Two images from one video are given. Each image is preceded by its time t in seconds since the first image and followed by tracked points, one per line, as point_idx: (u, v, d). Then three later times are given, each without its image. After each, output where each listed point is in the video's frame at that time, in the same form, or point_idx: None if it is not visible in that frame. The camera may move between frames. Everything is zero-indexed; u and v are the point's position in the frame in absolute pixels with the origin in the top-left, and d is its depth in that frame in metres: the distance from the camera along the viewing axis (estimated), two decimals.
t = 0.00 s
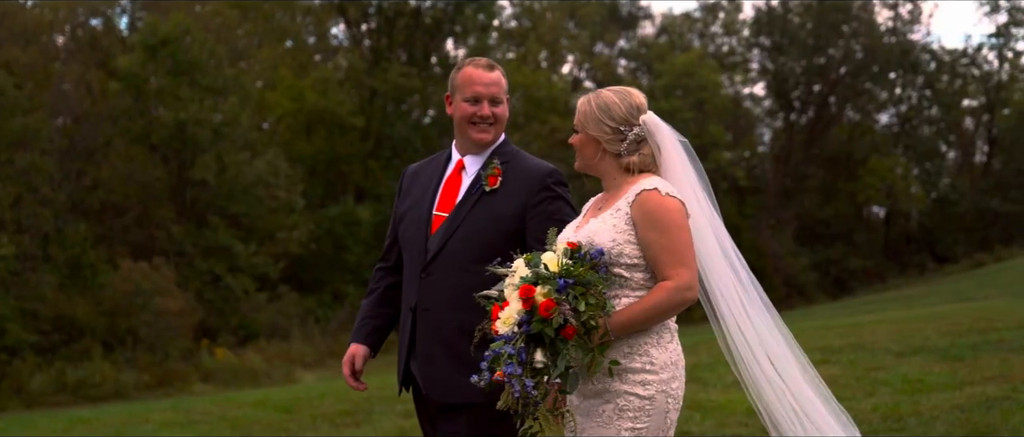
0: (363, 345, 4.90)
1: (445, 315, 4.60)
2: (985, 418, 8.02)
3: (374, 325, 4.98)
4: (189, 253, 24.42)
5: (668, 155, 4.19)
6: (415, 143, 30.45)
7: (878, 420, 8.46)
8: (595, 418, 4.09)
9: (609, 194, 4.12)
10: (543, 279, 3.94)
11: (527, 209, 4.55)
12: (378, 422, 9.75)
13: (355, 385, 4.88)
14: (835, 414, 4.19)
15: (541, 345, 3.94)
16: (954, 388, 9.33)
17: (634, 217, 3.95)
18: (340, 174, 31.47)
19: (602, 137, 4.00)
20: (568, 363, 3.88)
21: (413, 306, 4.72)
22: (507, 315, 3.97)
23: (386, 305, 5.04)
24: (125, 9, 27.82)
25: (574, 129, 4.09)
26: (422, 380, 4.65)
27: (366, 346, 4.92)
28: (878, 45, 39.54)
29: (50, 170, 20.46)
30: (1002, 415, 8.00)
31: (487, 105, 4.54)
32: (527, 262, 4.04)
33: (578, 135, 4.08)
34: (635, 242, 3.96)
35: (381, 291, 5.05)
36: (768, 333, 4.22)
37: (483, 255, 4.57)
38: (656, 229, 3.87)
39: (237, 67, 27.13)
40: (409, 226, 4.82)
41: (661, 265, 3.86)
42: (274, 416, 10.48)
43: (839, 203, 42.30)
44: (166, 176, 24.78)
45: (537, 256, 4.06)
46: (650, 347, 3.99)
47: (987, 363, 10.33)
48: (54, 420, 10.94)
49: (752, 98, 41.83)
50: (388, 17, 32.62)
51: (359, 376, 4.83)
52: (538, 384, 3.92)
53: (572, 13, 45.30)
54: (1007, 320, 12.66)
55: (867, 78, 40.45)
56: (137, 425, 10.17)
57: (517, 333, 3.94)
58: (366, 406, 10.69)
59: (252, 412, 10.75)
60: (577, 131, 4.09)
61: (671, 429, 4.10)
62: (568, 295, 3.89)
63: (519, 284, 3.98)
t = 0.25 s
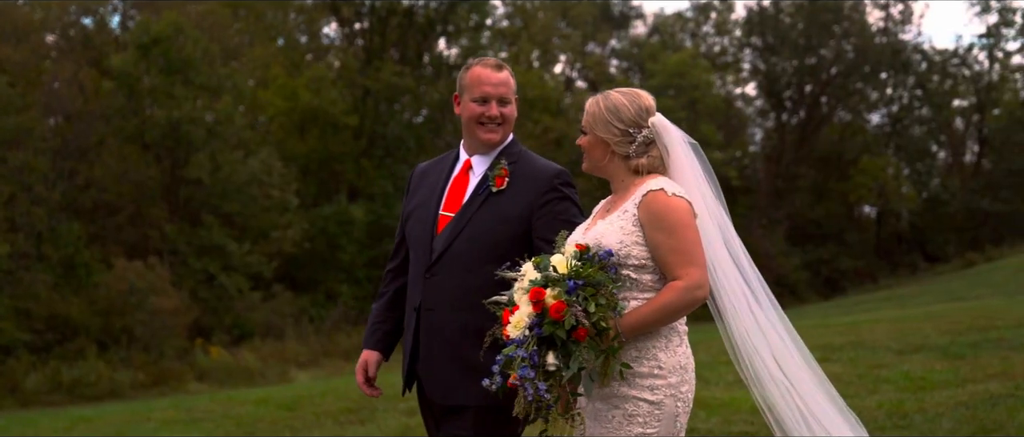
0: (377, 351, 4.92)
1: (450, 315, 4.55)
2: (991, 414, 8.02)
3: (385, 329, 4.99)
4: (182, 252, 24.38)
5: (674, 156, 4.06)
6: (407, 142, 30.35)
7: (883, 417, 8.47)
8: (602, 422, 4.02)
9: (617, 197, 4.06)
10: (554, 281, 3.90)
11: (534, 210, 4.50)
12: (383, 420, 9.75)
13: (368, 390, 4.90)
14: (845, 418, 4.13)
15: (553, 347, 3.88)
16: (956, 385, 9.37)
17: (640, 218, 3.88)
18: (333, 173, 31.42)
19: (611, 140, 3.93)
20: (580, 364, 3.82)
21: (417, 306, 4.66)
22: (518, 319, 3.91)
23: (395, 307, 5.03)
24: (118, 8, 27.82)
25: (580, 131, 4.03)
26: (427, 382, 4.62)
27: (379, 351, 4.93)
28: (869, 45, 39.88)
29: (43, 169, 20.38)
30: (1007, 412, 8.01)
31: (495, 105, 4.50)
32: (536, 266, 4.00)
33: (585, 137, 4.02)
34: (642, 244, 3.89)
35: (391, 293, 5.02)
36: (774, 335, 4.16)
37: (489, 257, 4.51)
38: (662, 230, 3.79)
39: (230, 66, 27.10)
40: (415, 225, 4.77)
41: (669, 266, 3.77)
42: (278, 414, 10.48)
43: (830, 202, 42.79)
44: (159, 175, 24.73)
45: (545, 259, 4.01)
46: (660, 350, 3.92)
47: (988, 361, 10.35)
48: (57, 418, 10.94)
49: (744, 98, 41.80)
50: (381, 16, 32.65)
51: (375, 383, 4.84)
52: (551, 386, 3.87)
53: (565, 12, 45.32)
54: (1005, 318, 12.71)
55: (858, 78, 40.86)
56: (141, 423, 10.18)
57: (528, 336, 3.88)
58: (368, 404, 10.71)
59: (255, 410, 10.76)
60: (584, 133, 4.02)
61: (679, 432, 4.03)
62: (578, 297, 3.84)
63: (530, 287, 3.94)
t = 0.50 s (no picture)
0: (391, 360, 4.76)
1: (455, 318, 4.44)
2: (995, 414, 8.03)
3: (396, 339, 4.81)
4: (177, 251, 24.37)
5: (681, 158, 4.03)
6: (401, 142, 30.70)
7: (888, 416, 8.47)
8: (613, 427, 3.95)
9: (627, 201, 4.04)
10: (558, 287, 3.85)
11: (541, 214, 4.36)
12: (388, 419, 9.76)
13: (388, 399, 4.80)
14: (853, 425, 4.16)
15: (562, 353, 3.82)
16: (959, 384, 9.41)
17: (651, 221, 3.84)
18: (327, 173, 31.37)
19: (621, 143, 3.91)
20: (589, 368, 3.76)
21: (422, 308, 4.57)
22: (525, 326, 3.87)
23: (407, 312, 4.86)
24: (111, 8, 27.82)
25: (591, 134, 4.01)
26: (432, 387, 4.52)
27: (393, 360, 4.77)
28: (861, 45, 39.82)
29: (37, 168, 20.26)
30: (1011, 411, 8.03)
31: (506, 109, 4.38)
32: (542, 272, 3.95)
33: (596, 139, 4.00)
34: (653, 249, 3.85)
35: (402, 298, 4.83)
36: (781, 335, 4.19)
37: (495, 261, 4.39)
38: (671, 232, 3.76)
39: (225, 65, 27.11)
40: (422, 228, 4.67)
41: (678, 270, 3.74)
42: (281, 412, 10.49)
43: (823, 203, 42.63)
44: (153, 175, 24.71)
45: (552, 263, 3.96)
46: (670, 356, 3.86)
47: (990, 361, 10.42)
48: (57, 417, 10.95)
49: (736, 98, 41.91)
50: (375, 16, 32.65)
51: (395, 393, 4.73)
52: (563, 392, 3.79)
53: (558, 12, 45.36)
54: (1004, 318, 12.84)
55: (850, 78, 40.80)
56: (143, 423, 10.18)
57: (536, 344, 3.83)
58: (372, 402, 10.70)
59: (257, 409, 10.75)
60: (595, 136, 4.00)
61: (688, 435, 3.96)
62: (583, 301, 3.79)
63: (535, 293, 3.89)
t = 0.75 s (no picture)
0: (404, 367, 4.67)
1: (457, 320, 4.35)
2: (1004, 412, 8.04)
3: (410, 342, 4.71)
4: (172, 251, 24.30)
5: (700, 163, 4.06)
6: (397, 142, 31.08)
7: (896, 414, 8.47)
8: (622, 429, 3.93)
9: (638, 201, 4.02)
10: (559, 291, 3.77)
11: (551, 219, 4.27)
12: (395, 418, 9.75)
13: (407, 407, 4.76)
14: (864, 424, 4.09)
15: (566, 357, 3.76)
16: (963, 384, 9.44)
17: (663, 224, 3.82)
18: (323, 173, 31.33)
19: (634, 144, 3.89)
20: (593, 371, 3.71)
21: (425, 310, 4.49)
22: (529, 331, 3.78)
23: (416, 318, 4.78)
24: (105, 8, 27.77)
25: (603, 134, 3.99)
26: (433, 390, 4.42)
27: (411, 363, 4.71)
28: (855, 45, 39.77)
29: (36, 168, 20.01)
30: (1019, 409, 8.05)
31: (518, 112, 4.33)
32: (543, 276, 3.87)
33: (607, 140, 3.98)
34: (665, 250, 3.83)
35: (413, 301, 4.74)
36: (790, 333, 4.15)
37: (501, 263, 4.31)
38: (682, 235, 3.75)
39: (220, 65, 27.06)
40: (431, 229, 4.61)
41: (687, 273, 3.73)
42: (287, 412, 10.49)
43: (816, 203, 42.77)
44: (148, 175, 24.68)
45: (556, 265, 3.91)
46: (681, 357, 3.83)
47: (993, 360, 10.46)
48: (61, 417, 10.93)
49: (730, 98, 41.95)
50: (369, 15, 32.52)
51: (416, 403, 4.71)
52: (569, 396, 3.72)
53: (552, 12, 45.33)
54: (1003, 318, 12.93)
55: (844, 79, 40.96)
56: (148, 423, 10.16)
57: (540, 348, 3.76)
58: (375, 402, 10.69)
59: (261, 409, 10.74)
60: (606, 136, 3.98)
61: None
62: (585, 303, 3.73)
63: (538, 297, 3.81)
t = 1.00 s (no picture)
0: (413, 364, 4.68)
1: (466, 318, 4.34)
2: (1010, 411, 8.05)
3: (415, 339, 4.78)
4: (167, 251, 24.25)
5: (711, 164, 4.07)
6: (391, 142, 30.97)
7: (903, 414, 8.48)
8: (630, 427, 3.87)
9: (649, 200, 4.02)
10: (565, 289, 3.78)
11: (560, 218, 4.27)
12: (400, 417, 9.74)
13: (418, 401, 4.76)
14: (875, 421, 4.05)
15: (572, 354, 3.77)
16: (968, 382, 9.45)
17: (676, 220, 3.79)
18: (317, 173, 31.29)
19: (646, 141, 3.89)
20: (598, 368, 3.74)
21: (432, 307, 4.48)
22: (534, 329, 3.80)
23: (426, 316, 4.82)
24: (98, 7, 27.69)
25: (615, 130, 3.98)
26: (438, 387, 4.40)
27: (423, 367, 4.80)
28: (847, 46, 39.91)
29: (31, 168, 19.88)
30: None
31: (530, 112, 4.32)
32: (549, 274, 3.88)
33: (618, 137, 3.97)
34: (676, 247, 3.79)
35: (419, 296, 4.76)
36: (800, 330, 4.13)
37: (507, 261, 4.30)
38: (694, 231, 3.73)
39: (214, 65, 27.02)
40: (440, 226, 4.62)
41: (696, 271, 3.72)
42: (290, 412, 10.50)
43: (809, 202, 42.38)
44: (143, 175, 24.75)
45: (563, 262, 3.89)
46: (692, 353, 3.80)
47: (995, 360, 10.47)
48: (63, 418, 10.92)
49: (723, 98, 42.00)
50: (363, 15, 32.36)
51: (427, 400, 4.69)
52: (574, 395, 3.74)
53: (544, 12, 45.35)
54: (1002, 317, 12.96)
55: (836, 79, 41.04)
56: (152, 422, 10.16)
57: (546, 346, 3.75)
58: (379, 401, 10.71)
59: (264, 409, 10.73)
60: (617, 133, 3.97)
61: (711, 436, 3.89)
62: (589, 301, 3.73)
63: (544, 295, 3.83)
